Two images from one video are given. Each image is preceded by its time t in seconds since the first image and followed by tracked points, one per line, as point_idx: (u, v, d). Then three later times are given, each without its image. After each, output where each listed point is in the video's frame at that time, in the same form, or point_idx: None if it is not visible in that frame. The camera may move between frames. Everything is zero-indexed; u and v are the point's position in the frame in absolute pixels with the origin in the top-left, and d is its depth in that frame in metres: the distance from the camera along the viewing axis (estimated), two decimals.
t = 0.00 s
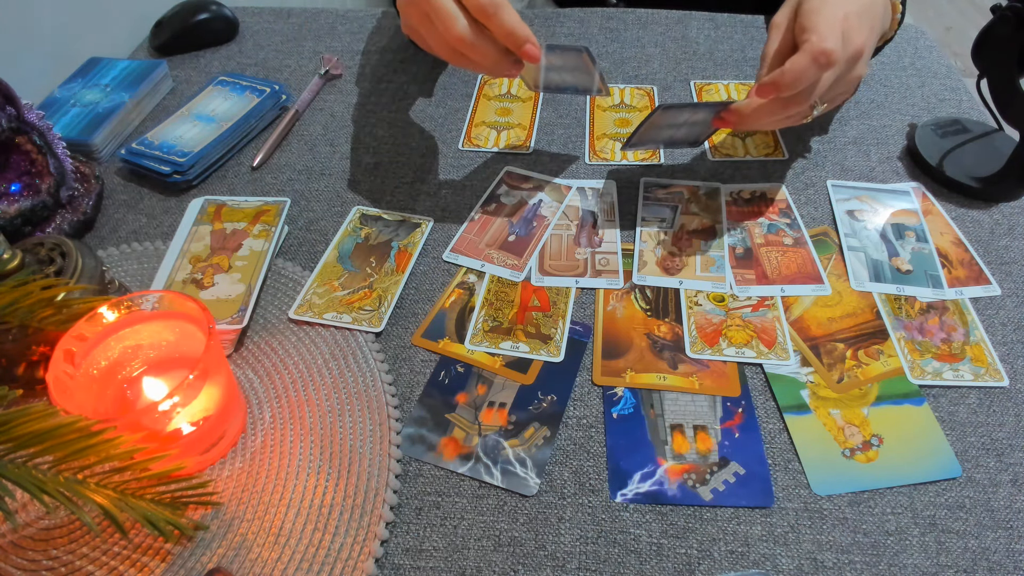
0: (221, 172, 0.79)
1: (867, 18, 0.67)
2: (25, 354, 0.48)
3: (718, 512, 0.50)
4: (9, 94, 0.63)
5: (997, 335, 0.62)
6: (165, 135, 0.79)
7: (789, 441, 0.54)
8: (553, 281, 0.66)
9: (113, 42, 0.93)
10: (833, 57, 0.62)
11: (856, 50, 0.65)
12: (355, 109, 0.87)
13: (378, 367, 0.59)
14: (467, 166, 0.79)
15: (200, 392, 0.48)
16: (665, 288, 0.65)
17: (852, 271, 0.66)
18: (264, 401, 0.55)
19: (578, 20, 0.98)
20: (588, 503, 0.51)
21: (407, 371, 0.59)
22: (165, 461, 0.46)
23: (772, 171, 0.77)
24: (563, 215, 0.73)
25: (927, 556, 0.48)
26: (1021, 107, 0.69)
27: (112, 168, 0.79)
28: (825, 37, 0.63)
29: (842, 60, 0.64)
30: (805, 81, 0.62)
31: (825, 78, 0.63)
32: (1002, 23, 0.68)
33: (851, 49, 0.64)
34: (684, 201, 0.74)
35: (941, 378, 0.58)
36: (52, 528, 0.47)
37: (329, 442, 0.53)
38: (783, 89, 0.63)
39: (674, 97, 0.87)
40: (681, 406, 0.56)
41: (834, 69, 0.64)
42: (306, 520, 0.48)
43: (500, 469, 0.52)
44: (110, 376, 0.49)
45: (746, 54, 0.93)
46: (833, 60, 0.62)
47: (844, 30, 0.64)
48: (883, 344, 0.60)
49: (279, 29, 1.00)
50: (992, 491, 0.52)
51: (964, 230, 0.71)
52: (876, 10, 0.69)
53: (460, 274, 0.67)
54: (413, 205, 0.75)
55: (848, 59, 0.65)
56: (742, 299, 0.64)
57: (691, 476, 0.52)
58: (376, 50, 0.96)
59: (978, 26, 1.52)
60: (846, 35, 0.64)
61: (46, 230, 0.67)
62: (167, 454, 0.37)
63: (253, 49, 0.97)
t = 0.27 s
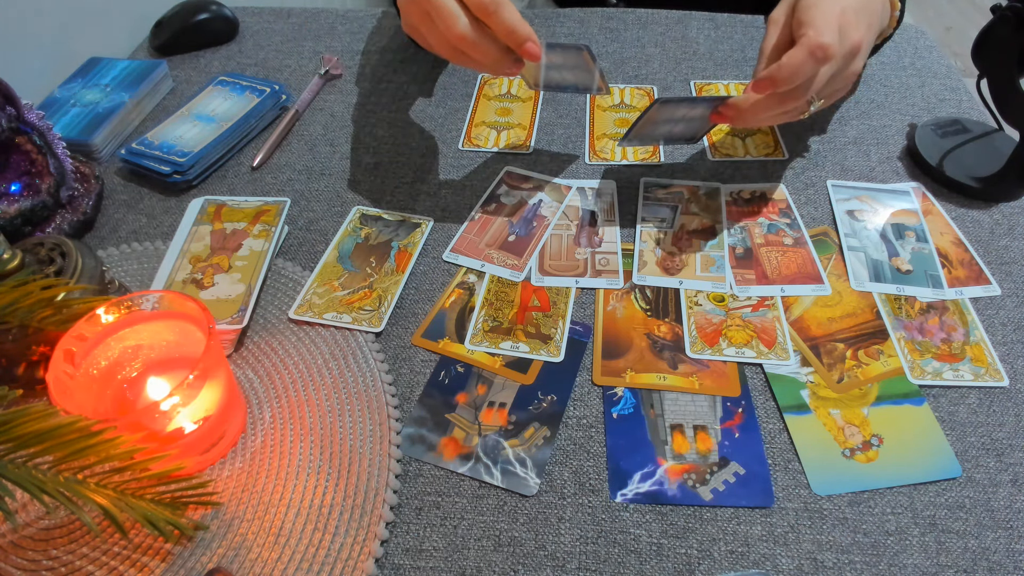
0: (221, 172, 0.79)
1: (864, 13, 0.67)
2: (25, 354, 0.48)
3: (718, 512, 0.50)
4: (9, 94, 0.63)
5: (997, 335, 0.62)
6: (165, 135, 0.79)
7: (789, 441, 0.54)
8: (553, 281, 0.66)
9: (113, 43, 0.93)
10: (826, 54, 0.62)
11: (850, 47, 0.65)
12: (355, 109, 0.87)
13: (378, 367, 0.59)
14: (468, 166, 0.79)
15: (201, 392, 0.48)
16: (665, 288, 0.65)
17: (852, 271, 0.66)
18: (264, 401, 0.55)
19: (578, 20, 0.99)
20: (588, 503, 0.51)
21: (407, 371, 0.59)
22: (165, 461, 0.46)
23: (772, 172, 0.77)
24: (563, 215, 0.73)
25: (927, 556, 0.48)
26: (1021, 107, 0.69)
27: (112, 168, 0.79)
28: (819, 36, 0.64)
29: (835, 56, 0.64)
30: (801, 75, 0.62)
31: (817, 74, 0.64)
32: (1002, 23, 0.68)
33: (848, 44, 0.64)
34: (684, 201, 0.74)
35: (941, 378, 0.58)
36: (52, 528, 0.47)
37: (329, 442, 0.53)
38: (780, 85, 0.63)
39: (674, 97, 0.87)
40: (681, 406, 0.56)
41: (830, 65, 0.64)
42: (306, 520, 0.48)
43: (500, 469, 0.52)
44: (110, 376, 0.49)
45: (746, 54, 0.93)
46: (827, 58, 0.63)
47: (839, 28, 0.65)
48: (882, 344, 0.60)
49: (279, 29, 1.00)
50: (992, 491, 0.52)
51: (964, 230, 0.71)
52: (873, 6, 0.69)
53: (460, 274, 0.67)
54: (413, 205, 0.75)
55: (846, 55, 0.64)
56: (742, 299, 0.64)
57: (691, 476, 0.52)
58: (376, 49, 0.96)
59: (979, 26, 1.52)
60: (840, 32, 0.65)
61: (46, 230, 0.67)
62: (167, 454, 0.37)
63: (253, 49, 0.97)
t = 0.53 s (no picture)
0: (221, 172, 0.79)
1: None
2: (25, 354, 0.48)
3: (718, 512, 0.50)
4: (9, 93, 0.63)
5: (997, 335, 0.62)
6: (165, 135, 0.79)
7: (789, 441, 0.54)
8: (553, 281, 0.66)
9: (113, 43, 0.94)
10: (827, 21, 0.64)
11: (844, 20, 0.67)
12: (356, 109, 0.87)
13: (378, 367, 0.59)
14: (468, 166, 0.79)
15: (201, 393, 0.48)
16: (665, 288, 0.65)
17: (852, 271, 0.66)
18: (264, 401, 0.55)
19: (578, 21, 0.99)
20: (588, 503, 0.51)
21: (407, 371, 0.59)
22: (165, 461, 0.46)
23: (772, 172, 0.77)
24: (563, 215, 0.73)
25: (927, 556, 0.48)
26: (1020, 107, 0.69)
27: (112, 168, 0.79)
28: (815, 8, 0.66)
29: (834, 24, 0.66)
30: None
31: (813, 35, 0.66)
32: (1001, 23, 0.69)
33: None
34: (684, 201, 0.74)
35: (941, 378, 0.58)
36: (52, 528, 0.47)
37: (329, 442, 0.53)
38: None
39: (674, 97, 0.87)
40: (681, 406, 0.56)
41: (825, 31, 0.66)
42: (306, 520, 0.48)
43: (500, 469, 0.52)
44: (110, 376, 0.49)
45: (746, 54, 0.93)
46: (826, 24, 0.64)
47: None
48: (882, 344, 0.60)
49: (279, 29, 1.00)
50: (992, 491, 0.52)
51: (964, 230, 0.71)
52: None
53: (460, 274, 0.67)
54: (413, 205, 0.75)
55: None
56: (741, 299, 0.64)
57: (691, 476, 0.52)
58: (376, 50, 0.96)
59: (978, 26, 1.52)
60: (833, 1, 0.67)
61: (46, 230, 0.67)
62: (167, 454, 0.37)
63: (253, 49, 0.97)
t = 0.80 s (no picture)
0: (221, 172, 0.79)
1: None
2: (25, 354, 0.48)
3: (718, 512, 0.50)
4: (9, 94, 0.63)
5: (997, 335, 0.62)
6: (165, 135, 0.79)
7: (789, 441, 0.54)
8: (553, 281, 0.66)
9: (113, 43, 0.94)
10: None
11: None
12: (356, 109, 0.87)
13: (378, 367, 0.59)
14: (468, 165, 0.79)
15: (201, 392, 0.48)
16: (665, 288, 0.65)
17: (852, 271, 0.66)
18: (264, 401, 0.55)
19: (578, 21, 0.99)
20: (588, 503, 0.51)
21: (407, 371, 0.59)
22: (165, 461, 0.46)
23: (772, 172, 0.77)
24: (563, 215, 0.73)
25: (927, 556, 0.48)
26: (1020, 107, 0.69)
27: (112, 168, 0.79)
28: None
29: None
30: None
31: None
32: (1001, 23, 0.69)
33: None
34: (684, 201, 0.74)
35: (941, 378, 0.58)
36: (52, 528, 0.47)
37: (329, 442, 0.53)
38: None
39: (674, 97, 0.87)
40: (681, 406, 0.56)
41: None
42: (306, 520, 0.48)
43: (500, 469, 0.52)
44: (110, 376, 0.49)
45: (746, 54, 0.93)
46: None
47: None
48: (882, 344, 0.60)
49: (279, 29, 1.00)
50: (992, 491, 0.52)
51: (964, 230, 0.71)
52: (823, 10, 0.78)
53: (460, 274, 0.67)
54: (413, 205, 0.75)
55: None
56: (742, 299, 0.64)
57: (691, 476, 0.52)
58: (376, 50, 0.96)
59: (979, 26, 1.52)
60: None
61: (46, 230, 0.67)
62: (167, 455, 0.37)
63: (253, 49, 0.97)
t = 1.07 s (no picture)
0: (221, 172, 0.79)
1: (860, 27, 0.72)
2: (25, 354, 0.48)
3: (718, 512, 0.50)
4: (9, 94, 0.63)
5: (997, 335, 0.62)
6: (165, 135, 0.79)
7: (789, 441, 0.54)
8: (553, 281, 0.66)
9: (113, 43, 0.94)
10: None
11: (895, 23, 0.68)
12: (356, 109, 0.87)
13: (378, 367, 0.59)
14: (467, 166, 0.79)
15: (201, 392, 0.48)
16: (665, 288, 0.65)
17: (852, 271, 0.66)
18: (264, 401, 0.55)
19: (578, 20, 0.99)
20: (588, 503, 0.51)
21: (407, 371, 0.59)
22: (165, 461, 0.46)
23: (772, 172, 0.77)
24: (563, 215, 0.73)
25: (927, 556, 0.48)
26: (1020, 107, 0.69)
27: (112, 168, 0.79)
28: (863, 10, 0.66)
29: None
30: None
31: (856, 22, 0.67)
32: (1000, 23, 0.69)
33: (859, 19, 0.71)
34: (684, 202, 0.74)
35: (942, 378, 0.58)
36: (52, 528, 0.47)
37: (329, 442, 0.53)
38: None
39: (674, 97, 0.87)
40: (681, 406, 0.56)
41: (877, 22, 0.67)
42: (306, 520, 0.48)
43: (500, 469, 0.52)
44: (110, 376, 0.49)
45: (746, 54, 0.93)
46: None
47: None
48: (882, 344, 0.60)
49: (279, 29, 1.00)
50: (992, 491, 0.52)
51: (964, 230, 0.71)
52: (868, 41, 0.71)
53: (460, 274, 0.67)
54: (413, 205, 0.75)
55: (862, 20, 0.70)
56: (742, 299, 0.64)
57: (691, 476, 0.52)
58: (376, 50, 0.96)
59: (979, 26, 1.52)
60: None
61: (46, 230, 0.67)
62: (167, 454, 0.37)
63: (253, 49, 0.97)
